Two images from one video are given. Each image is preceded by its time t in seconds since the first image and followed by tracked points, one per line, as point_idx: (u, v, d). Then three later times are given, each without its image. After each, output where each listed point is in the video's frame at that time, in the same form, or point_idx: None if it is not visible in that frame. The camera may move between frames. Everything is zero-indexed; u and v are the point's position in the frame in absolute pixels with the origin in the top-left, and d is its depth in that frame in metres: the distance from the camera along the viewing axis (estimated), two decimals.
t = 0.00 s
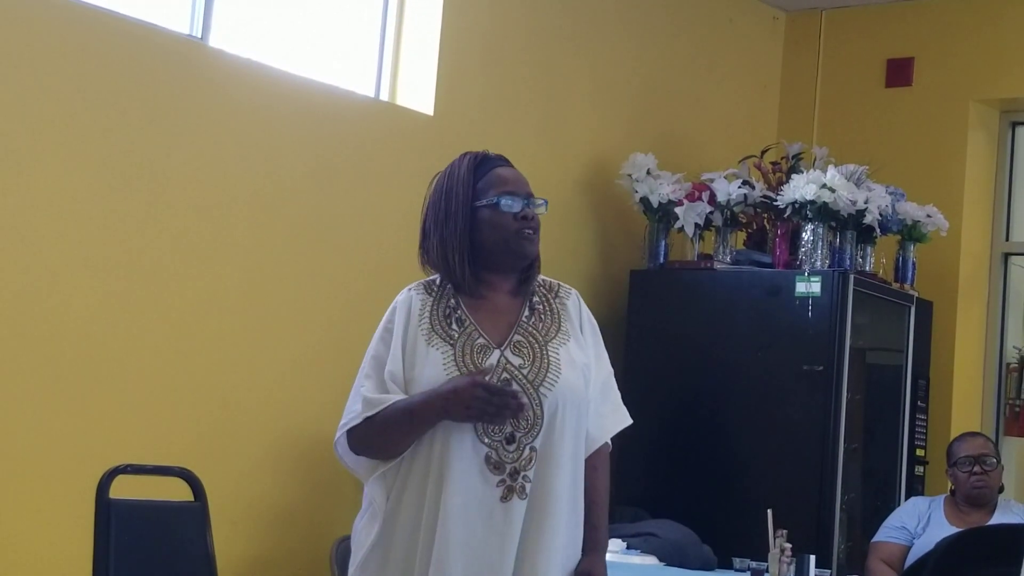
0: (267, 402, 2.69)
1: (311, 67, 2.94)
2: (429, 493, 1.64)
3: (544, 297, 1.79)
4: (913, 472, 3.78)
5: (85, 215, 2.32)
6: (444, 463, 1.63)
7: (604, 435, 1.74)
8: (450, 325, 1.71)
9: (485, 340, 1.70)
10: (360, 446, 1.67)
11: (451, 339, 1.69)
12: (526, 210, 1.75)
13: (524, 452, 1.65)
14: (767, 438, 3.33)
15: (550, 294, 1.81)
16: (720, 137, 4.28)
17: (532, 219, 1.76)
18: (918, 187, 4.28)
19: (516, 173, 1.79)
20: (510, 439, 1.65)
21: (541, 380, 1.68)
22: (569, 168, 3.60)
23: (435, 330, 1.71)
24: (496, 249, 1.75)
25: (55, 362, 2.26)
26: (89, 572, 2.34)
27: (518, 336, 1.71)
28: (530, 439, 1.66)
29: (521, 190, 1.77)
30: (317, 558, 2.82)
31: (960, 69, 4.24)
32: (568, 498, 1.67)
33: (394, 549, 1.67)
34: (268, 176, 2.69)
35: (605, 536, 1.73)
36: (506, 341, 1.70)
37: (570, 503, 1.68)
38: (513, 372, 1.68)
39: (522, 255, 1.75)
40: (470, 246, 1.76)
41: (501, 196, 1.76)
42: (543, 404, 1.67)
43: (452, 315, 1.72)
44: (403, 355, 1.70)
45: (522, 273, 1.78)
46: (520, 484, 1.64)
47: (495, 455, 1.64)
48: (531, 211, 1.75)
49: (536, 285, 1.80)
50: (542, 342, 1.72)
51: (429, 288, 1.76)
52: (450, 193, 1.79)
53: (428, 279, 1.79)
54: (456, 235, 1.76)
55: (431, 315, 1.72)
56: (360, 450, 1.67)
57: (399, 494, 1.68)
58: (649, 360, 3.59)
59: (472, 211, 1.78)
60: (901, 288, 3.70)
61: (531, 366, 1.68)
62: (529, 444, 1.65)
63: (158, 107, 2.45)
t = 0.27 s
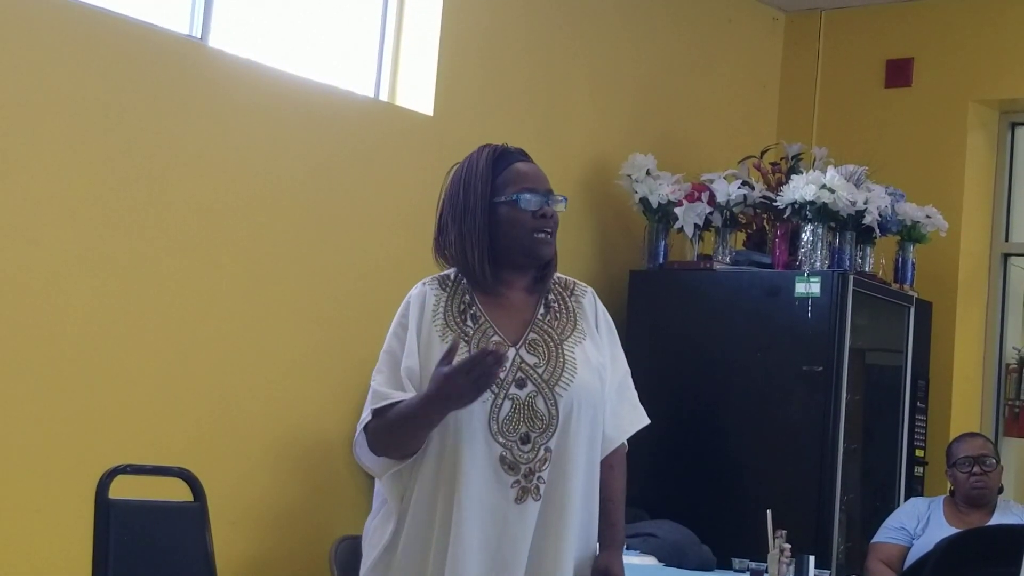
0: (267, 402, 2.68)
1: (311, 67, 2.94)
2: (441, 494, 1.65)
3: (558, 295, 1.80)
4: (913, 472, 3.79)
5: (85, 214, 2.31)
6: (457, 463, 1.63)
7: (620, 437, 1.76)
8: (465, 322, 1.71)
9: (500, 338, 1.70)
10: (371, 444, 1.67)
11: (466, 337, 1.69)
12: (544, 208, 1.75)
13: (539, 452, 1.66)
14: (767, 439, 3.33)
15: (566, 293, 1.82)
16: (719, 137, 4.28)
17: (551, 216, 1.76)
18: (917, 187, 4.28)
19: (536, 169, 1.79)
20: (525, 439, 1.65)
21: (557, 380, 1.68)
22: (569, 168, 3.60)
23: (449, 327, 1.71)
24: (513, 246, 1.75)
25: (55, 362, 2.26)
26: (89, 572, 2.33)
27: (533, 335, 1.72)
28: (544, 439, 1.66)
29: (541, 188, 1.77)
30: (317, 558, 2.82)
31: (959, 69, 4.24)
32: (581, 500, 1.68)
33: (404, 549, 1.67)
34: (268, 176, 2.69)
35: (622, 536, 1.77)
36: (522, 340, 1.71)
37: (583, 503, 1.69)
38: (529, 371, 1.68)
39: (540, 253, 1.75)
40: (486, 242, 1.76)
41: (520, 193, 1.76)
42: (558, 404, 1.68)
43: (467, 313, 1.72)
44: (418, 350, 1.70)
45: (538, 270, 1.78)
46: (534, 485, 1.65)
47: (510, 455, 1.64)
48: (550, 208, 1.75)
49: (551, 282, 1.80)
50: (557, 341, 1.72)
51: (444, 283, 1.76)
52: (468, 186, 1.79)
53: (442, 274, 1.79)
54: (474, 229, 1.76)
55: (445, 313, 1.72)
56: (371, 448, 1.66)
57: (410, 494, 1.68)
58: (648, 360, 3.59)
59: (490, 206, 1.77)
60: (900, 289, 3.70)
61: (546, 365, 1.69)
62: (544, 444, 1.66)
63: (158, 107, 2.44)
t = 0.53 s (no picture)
0: (266, 403, 2.68)
1: (311, 67, 2.94)
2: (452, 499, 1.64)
3: (562, 294, 1.82)
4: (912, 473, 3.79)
5: (85, 214, 2.31)
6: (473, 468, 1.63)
7: (627, 436, 1.79)
8: (474, 323, 1.71)
9: (510, 339, 1.70)
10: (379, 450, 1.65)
11: (476, 338, 1.69)
12: (551, 210, 1.76)
13: (553, 455, 1.67)
14: (768, 440, 3.33)
15: (569, 292, 1.84)
16: (719, 137, 4.29)
17: (558, 217, 1.77)
18: (917, 188, 4.28)
19: (543, 168, 1.80)
20: (539, 442, 1.66)
21: (569, 382, 1.70)
22: (569, 169, 3.60)
23: (458, 328, 1.70)
24: (522, 247, 1.76)
25: (54, 362, 2.26)
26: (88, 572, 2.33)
27: (543, 336, 1.73)
28: (558, 441, 1.68)
29: (549, 188, 1.78)
30: (316, 558, 2.82)
31: (959, 70, 4.25)
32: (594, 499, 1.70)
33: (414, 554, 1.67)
34: (268, 177, 2.69)
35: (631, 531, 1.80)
36: (532, 341, 1.71)
37: (595, 503, 1.72)
38: (541, 373, 1.69)
39: (548, 254, 1.77)
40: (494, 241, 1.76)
41: (530, 193, 1.77)
42: (571, 406, 1.69)
43: (474, 313, 1.72)
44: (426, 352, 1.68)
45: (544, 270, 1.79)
46: (549, 488, 1.66)
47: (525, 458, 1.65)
48: (559, 210, 1.77)
49: (555, 281, 1.82)
50: (566, 342, 1.74)
51: (449, 283, 1.75)
52: (477, 183, 1.79)
53: (446, 272, 1.78)
54: (483, 228, 1.76)
55: (453, 313, 1.71)
56: (379, 453, 1.64)
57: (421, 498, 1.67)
58: (648, 360, 3.59)
59: (498, 205, 1.77)
60: (900, 289, 3.70)
61: (558, 367, 1.70)
62: (558, 447, 1.67)
63: (157, 107, 2.44)
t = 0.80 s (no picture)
0: (265, 403, 2.68)
1: (309, 67, 2.94)
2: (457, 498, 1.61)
3: (543, 289, 1.83)
4: (911, 473, 3.79)
5: (83, 214, 2.31)
6: (481, 466, 1.61)
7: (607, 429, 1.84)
8: (472, 319, 1.68)
9: (509, 336, 1.69)
10: (377, 449, 1.59)
11: (478, 335, 1.66)
12: (542, 204, 1.77)
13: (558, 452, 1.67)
14: (767, 440, 3.33)
15: (546, 287, 1.85)
16: (717, 137, 4.29)
17: (545, 212, 1.78)
18: (915, 187, 4.28)
19: (530, 161, 1.80)
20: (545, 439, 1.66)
21: (569, 379, 1.71)
22: (568, 169, 3.60)
23: (457, 324, 1.66)
24: (514, 241, 1.75)
25: (53, 362, 2.25)
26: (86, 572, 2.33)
27: (537, 333, 1.73)
28: (561, 438, 1.68)
29: (537, 183, 1.79)
30: (315, 558, 2.82)
31: (957, 70, 4.25)
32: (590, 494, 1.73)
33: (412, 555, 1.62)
34: (266, 177, 2.69)
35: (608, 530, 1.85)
36: (528, 337, 1.71)
37: (592, 498, 1.74)
38: (541, 369, 1.69)
39: (538, 248, 1.77)
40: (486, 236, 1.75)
41: (521, 187, 1.77)
42: (571, 403, 1.70)
43: (469, 308, 1.69)
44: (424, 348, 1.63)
45: (529, 265, 1.80)
46: (555, 485, 1.66)
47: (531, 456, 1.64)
48: (549, 204, 1.78)
49: (536, 277, 1.83)
50: (557, 338, 1.75)
51: (441, 276, 1.71)
52: (464, 176, 1.78)
53: (434, 266, 1.74)
54: (473, 223, 1.75)
55: (450, 308, 1.67)
56: (379, 451, 1.59)
57: (417, 497, 1.63)
58: (646, 360, 3.59)
59: (488, 199, 1.77)
60: (898, 289, 3.71)
61: (557, 364, 1.71)
62: (561, 444, 1.68)
63: (156, 106, 2.44)
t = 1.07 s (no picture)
0: (265, 404, 2.68)
1: (311, 68, 2.94)
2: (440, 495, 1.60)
3: (509, 284, 1.85)
4: (911, 474, 3.80)
5: (85, 215, 2.31)
6: (464, 462, 1.61)
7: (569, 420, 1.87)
8: (447, 315, 1.68)
9: (484, 332, 1.70)
10: (358, 447, 1.56)
11: (457, 331, 1.67)
12: (518, 201, 1.80)
13: (535, 449, 1.69)
14: (766, 440, 3.33)
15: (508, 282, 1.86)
16: (717, 138, 4.29)
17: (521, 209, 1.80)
18: (916, 189, 4.28)
19: (506, 159, 1.83)
20: (522, 436, 1.67)
21: (543, 376, 1.73)
22: (568, 170, 3.60)
23: (434, 321, 1.66)
24: (491, 236, 1.76)
25: (53, 363, 2.25)
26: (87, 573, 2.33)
27: (507, 329, 1.75)
28: (538, 435, 1.70)
29: (513, 180, 1.81)
30: (315, 559, 2.82)
31: (957, 71, 4.25)
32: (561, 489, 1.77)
33: (392, 553, 1.61)
34: (267, 178, 2.69)
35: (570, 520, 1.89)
36: (500, 334, 1.73)
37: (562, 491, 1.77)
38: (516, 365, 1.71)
39: (513, 244, 1.78)
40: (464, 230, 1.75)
41: (500, 184, 1.79)
42: (546, 400, 1.72)
43: (446, 303, 1.69)
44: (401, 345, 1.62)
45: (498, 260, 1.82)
46: (533, 481, 1.68)
47: (511, 453, 1.65)
48: (524, 202, 1.81)
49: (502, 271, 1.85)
50: (525, 333, 1.78)
51: (416, 270, 1.70)
52: (442, 168, 1.77)
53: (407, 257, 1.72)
54: (452, 215, 1.75)
55: (428, 303, 1.67)
56: (362, 447, 1.56)
57: (397, 494, 1.62)
58: (647, 361, 3.59)
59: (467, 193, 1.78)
60: (898, 290, 3.71)
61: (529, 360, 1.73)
62: (538, 441, 1.69)
63: (156, 107, 2.44)
